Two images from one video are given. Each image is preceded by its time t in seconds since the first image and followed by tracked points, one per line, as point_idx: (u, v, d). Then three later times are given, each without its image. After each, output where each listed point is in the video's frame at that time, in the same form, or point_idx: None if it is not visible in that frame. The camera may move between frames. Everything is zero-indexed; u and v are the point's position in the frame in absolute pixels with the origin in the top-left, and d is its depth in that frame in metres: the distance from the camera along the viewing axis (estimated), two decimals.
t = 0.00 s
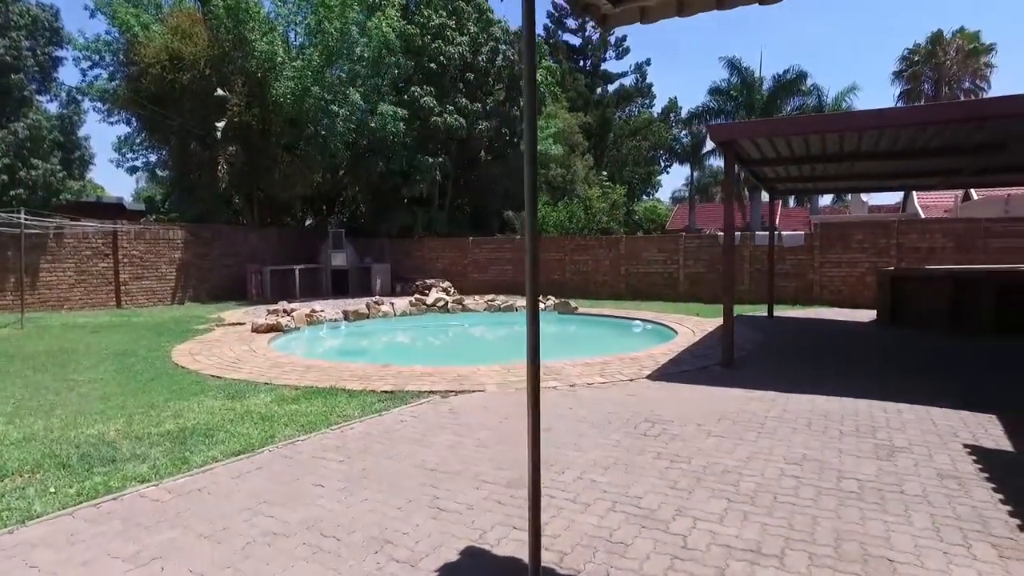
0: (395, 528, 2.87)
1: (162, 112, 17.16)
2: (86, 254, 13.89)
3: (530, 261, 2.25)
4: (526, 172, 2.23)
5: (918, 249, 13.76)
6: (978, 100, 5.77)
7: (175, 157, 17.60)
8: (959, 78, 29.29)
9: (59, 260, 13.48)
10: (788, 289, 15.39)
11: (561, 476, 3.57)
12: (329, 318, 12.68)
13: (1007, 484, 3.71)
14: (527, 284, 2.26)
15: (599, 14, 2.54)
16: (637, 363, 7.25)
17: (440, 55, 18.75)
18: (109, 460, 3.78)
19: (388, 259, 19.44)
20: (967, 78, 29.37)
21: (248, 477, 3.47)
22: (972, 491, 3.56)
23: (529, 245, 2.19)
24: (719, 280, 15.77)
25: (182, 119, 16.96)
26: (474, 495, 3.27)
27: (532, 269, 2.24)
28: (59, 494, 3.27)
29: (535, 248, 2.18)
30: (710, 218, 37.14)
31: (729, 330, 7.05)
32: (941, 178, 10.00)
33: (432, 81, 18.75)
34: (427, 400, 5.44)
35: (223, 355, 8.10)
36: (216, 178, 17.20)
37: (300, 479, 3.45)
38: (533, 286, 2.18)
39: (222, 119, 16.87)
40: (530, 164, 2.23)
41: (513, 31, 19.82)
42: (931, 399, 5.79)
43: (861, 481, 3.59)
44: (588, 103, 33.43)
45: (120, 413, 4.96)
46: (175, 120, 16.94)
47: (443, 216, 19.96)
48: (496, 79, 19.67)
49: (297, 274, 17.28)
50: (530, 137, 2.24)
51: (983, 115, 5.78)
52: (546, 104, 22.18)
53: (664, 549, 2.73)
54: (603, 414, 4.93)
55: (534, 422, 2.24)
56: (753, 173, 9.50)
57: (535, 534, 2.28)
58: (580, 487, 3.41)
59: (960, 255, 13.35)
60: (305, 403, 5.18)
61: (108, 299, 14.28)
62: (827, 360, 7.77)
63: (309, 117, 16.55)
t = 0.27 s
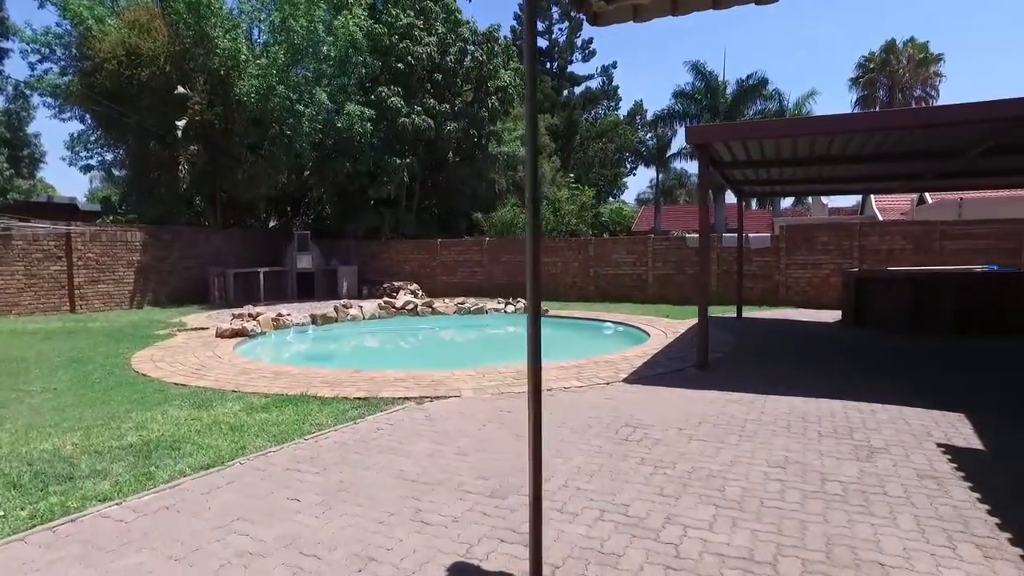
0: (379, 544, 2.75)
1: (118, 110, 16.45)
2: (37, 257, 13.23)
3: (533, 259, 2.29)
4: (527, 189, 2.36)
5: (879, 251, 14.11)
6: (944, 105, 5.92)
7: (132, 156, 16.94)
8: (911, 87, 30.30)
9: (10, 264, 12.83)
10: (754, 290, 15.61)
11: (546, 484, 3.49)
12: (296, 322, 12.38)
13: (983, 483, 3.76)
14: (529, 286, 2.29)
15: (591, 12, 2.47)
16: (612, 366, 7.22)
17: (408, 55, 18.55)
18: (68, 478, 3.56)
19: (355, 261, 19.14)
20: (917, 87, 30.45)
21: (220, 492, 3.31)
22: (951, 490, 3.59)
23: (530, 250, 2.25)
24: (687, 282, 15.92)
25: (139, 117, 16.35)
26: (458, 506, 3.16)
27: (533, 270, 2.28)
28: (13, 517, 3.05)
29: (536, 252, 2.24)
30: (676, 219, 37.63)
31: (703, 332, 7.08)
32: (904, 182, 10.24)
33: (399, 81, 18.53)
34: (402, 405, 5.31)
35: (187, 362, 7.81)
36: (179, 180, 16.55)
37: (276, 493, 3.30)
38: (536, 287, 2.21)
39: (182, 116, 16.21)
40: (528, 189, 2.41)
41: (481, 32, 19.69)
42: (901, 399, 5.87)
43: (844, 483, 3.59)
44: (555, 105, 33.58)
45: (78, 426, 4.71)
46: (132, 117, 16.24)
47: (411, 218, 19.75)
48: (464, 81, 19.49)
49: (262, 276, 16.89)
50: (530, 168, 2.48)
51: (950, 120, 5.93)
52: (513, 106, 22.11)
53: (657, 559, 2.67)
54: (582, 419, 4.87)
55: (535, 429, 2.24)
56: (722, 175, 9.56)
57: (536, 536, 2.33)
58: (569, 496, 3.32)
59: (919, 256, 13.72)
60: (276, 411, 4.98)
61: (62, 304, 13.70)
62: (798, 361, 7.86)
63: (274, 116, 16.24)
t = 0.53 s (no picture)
0: (355, 561, 2.62)
1: (63, 104, 15.72)
2: None
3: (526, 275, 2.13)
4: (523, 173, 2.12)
5: (836, 252, 14.44)
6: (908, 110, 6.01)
7: (79, 153, 16.16)
8: (862, 94, 31.23)
9: None
10: (717, 291, 15.82)
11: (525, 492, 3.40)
12: (256, 326, 12.04)
13: (954, 481, 3.80)
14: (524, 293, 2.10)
15: (578, 8, 2.40)
16: (582, 369, 7.17)
17: (370, 54, 18.27)
18: (14, 498, 3.32)
19: (316, 264, 18.76)
20: (867, 95, 31.40)
21: (182, 509, 3.12)
22: (924, 488, 3.63)
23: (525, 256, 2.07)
24: (651, 283, 16.05)
25: (87, 113, 15.70)
26: (436, 518, 3.05)
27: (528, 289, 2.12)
28: None
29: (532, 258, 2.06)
30: (637, 221, 38.08)
31: (673, 333, 7.09)
32: (864, 185, 10.47)
33: (361, 80, 18.25)
34: (372, 411, 5.15)
35: (141, 369, 7.48)
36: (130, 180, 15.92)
37: (242, 508, 3.13)
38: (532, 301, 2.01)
39: (135, 113, 15.62)
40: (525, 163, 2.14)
41: (444, 32, 19.46)
42: (867, 398, 5.96)
43: (821, 484, 3.60)
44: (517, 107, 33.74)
45: (25, 439, 4.43)
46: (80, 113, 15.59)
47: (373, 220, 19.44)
48: (426, 81, 19.22)
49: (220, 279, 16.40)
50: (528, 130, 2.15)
51: (914, 126, 6.02)
52: (476, 107, 21.99)
53: (644, 568, 2.61)
54: (557, 424, 4.79)
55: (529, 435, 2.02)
56: (689, 177, 9.61)
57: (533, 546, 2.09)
58: (549, 504, 3.25)
59: (874, 257, 14.08)
60: (238, 421, 4.76)
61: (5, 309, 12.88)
62: (764, 361, 7.93)
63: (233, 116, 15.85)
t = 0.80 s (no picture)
0: None
1: (15, 99, 14.99)
2: None
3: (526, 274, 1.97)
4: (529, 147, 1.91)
5: (804, 253, 14.65)
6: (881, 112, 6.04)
7: (32, 151, 15.37)
8: (824, 98, 31.87)
9: None
10: (688, 292, 15.92)
11: (510, 501, 3.30)
12: (222, 330, 11.70)
13: (936, 479, 3.82)
14: (524, 290, 1.95)
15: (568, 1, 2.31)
16: (560, 371, 7.09)
17: (338, 53, 17.97)
18: None
19: (283, 266, 18.37)
20: (830, 99, 32.06)
21: (149, 527, 2.95)
22: (908, 489, 3.62)
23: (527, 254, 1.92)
24: (622, 284, 16.08)
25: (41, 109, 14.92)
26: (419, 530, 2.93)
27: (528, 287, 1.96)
28: None
29: (534, 257, 1.92)
30: (606, 222, 38.31)
31: (650, 334, 7.07)
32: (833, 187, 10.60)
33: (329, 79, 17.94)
34: (347, 417, 4.99)
35: (101, 376, 7.17)
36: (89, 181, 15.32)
37: (214, 524, 2.97)
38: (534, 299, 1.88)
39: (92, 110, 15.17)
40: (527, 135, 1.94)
41: (413, 31, 19.17)
42: (844, 398, 5.99)
43: (808, 487, 3.58)
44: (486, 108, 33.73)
45: None
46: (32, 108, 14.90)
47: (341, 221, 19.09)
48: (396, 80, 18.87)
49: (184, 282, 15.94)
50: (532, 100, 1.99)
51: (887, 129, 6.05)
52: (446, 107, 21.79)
53: None
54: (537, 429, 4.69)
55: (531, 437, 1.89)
56: (663, 178, 9.59)
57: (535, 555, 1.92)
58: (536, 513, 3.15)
59: (841, 257, 14.32)
60: (206, 430, 4.55)
61: None
62: (741, 362, 7.94)
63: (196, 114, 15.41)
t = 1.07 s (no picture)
0: None
1: None
2: None
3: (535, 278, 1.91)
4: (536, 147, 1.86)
5: (776, 255, 14.79)
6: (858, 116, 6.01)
7: None
8: (791, 102, 32.36)
9: None
10: (661, 294, 15.95)
11: (497, 516, 3.17)
12: (188, 334, 11.33)
13: (923, 485, 3.80)
14: (534, 292, 1.87)
15: None
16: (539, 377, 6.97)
17: (308, 51, 17.64)
18: None
19: (250, 268, 17.92)
20: (797, 103, 32.55)
21: (113, 554, 2.75)
22: (898, 496, 3.59)
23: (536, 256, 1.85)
24: (596, 285, 16.06)
25: None
26: (404, 550, 2.78)
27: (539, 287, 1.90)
28: None
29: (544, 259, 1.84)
30: (577, 224, 38.39)
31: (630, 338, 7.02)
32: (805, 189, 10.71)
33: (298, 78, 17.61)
34: (322, 427, 4.79)
35: (58, 385, 6.83)
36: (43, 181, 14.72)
37: (183, 549, 2.78)
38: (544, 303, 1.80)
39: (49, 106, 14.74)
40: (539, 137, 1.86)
41: (384, 31, 18.89)
42: (823, 400, 6.00)
43: (800, 495, 3.52)
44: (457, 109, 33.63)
45: None
46: None
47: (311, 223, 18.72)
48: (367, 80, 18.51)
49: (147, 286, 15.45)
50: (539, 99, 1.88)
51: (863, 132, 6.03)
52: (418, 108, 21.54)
53: None
54: (520, 437, 4.56)
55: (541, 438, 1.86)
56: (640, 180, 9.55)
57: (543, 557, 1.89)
58: (526, 529, 3.03)
59: (811, 259, 14.49)
60: (173, 443, 4.33)
61: None
62: (719, 364, 7.94)
63: (159, 113, 14.91)
